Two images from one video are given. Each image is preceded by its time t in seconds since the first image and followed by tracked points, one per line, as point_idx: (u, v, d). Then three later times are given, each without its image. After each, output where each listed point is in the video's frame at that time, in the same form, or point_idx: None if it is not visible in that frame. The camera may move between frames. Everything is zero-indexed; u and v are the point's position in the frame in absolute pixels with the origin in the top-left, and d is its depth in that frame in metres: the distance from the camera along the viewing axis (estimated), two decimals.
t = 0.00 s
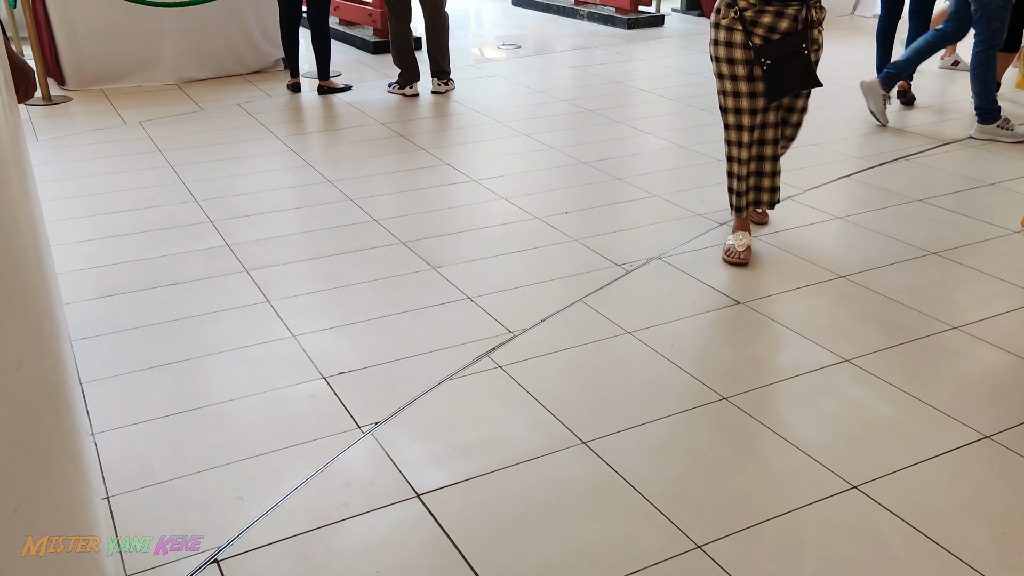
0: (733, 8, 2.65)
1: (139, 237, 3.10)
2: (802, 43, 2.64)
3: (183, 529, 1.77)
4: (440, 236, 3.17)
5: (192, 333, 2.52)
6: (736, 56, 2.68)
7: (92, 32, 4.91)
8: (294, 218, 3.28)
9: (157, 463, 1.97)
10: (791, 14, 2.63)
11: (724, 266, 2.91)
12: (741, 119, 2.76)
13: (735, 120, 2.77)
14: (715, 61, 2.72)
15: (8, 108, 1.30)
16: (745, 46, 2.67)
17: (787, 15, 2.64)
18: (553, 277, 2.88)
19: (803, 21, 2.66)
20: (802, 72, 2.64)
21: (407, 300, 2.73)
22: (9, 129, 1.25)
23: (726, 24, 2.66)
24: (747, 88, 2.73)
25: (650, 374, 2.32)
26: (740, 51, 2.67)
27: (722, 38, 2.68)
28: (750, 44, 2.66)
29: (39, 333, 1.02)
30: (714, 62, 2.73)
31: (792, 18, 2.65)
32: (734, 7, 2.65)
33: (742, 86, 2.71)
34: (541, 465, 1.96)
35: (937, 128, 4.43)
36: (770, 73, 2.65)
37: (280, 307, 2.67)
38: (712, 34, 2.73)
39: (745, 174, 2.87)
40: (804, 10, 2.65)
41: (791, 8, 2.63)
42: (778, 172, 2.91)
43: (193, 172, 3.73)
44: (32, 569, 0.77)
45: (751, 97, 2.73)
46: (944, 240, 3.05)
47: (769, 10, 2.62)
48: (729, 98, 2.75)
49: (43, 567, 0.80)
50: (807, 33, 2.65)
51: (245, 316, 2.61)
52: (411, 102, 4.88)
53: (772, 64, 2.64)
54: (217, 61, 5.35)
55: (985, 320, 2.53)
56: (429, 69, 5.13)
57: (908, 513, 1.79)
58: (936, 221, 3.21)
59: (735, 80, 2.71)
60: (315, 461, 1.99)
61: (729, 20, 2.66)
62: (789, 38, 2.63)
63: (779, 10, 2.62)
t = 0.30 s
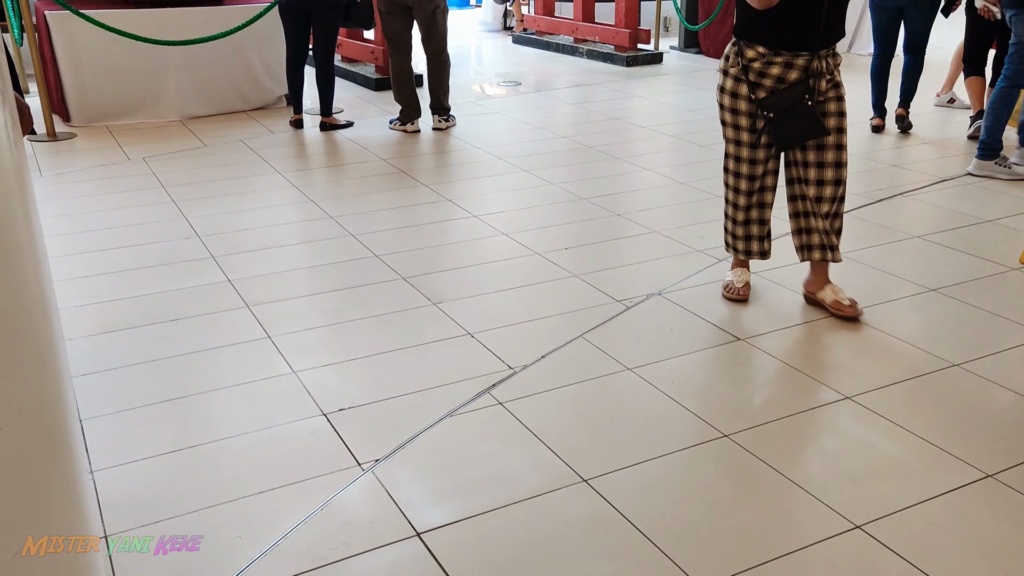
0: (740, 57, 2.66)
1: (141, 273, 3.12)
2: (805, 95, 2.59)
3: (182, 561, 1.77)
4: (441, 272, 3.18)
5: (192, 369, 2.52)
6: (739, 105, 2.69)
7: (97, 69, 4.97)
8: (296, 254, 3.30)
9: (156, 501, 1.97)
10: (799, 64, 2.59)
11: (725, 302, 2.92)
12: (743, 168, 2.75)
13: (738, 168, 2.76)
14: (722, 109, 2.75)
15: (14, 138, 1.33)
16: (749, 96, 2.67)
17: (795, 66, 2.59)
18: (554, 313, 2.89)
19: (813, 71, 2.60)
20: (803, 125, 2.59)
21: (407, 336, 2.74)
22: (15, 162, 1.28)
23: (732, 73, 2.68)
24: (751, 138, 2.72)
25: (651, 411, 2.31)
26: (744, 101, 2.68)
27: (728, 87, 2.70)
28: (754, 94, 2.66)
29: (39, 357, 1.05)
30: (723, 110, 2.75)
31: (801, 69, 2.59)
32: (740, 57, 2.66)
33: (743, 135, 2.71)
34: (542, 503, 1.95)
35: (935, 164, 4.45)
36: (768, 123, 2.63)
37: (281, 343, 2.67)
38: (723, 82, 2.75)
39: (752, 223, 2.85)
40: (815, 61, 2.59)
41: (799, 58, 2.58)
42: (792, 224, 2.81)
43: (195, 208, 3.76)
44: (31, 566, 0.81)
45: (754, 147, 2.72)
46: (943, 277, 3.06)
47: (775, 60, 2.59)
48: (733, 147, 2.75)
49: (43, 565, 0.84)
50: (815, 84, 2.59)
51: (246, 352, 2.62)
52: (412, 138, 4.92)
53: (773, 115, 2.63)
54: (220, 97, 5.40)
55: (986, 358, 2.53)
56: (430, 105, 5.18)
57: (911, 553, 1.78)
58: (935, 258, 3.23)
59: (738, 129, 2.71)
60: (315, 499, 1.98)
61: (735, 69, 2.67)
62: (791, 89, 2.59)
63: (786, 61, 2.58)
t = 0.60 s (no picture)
0: (776, 108, 2.56)
1: (141, 308, 3.12)
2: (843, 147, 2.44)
3: None
4: (441, 307, 3.18)
5: (191, 406, 2.51)
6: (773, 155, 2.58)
7: (101, 106, 5.01)
8: (296, 290, 3.30)
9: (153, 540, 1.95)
10: (835, 114, 2.45)
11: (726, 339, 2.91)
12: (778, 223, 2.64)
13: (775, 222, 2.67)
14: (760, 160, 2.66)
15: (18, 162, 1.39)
16: (784, 149, 2.56)
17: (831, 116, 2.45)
18: (553, 349, 2.88)
19: (852, 121, 2.45)
20: (836, 179, 2.44)
21: (407, 372, 2.73)
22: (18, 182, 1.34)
23: (769, 125, 2.59)
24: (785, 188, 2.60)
25: (652, 450, 2.30)
26: (778, 154, 2.58)
27: (764, 139, 2.61)
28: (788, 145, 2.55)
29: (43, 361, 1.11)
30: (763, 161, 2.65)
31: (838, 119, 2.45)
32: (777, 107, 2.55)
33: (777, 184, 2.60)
34: (542, 543, 1.94)
35: (933, 200, 4.48)
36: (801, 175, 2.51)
37: (281, 380, 2.66)
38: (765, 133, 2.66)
39: (789, 277, 2.75)
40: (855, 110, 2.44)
41: (834, 108, 2.44)
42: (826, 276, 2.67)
43: (196, 243, 3.77)
44: (31, 565, 0.90)
45: (788, 200, 2.62)
46: (943, 314, 3.06)
47: (809, 111, 2.47)
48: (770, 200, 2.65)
49: (42, 563, 0.93)
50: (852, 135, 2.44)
51: (245, 389, 2.61)
52: (412, 173, 4.95)
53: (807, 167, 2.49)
54: (222, 133, 5.44)
55: (986, 396, 2.53)
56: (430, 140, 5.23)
57: None
58: (934, 295, 3.23)
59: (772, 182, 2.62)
60: (313, 538, 1.96)
61: (771, 121, 2.58)
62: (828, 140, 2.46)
63: (820, 112, 2.46)
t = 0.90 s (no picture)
0: (806, 147, 2.36)
1: (140, 344, 3.12)
2: (883, 191, 2.30)
3: None
4: (440, 343, 3.18)
5: (188, 444, 2.49)
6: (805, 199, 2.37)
7: (103, 141, 5.04)
8: (295, 325, 3.30)
9: None
10: (869, 157, 2.30)
11: (725, 375, 2.91)
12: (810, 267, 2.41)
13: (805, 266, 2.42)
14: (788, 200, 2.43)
15: (20, 201, 1.43)
16: (817, 191, 2.35)
17: (866, 158, 2.30)
18: (552, 385, 2.88)
19: (888, 164, 2.30)
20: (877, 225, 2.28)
21: (404, 409, 2.72)
22: (20, 219, 1.38)
23: (798, 163, 2.38)
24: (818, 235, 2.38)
25: (652, 487, 2.28)
26: (812, 193, 2.35)
27: (793, 178, 2.39)
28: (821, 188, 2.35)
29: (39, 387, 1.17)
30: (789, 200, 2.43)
31: (872, 162, 2.30)
32: (807, 145, 2.36)
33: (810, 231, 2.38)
34: None
35: (930, 236, 4.49)
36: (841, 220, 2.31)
37: (279, 416, 2.65)
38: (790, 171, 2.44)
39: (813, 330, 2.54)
40: (890, 154, 2.30)
41: (868, 150, 2.29)
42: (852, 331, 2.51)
43: (195, 278, 3.78)
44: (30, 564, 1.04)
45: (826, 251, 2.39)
46: (942, 351, 3.06)
47: (844, 151, 2.30)
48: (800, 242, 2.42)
49: (40, 562, 1.07)
50: (891, 180, 2.30)
51: (243, 426, 2.60)
52: (412, 209, 4.97)
53: (846, 211, 2.30)
54: (223, 169, 5.47)
55: (986, 433, 2.52)
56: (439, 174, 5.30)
57: None
58: (932, 332, 3.23)
59: (804, 223, 2.38)
60: None
61: (801, 160, 2.38)
62: (867, 184, 2.30)
63: (853, 153, 2.30)
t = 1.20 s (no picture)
0: (829, 203, 2.14)
1: (138, 380, 3.11)
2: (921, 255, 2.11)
3: None
4: (440, 379, 3.17)
5: (185, 481, 2.47)
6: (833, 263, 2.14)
7: (104, 177, 5.07)
8: (294, 361, 3.29)
9: None
10: (900, 218, 2.09)
11: (725, 412, 2.90)
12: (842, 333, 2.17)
13: (832, 334, 2.19)
14: (808, 261, 2.19)
15: (22, 234, 1.50)
16: (846, 254, 2.13)
17: (898, 219, 2.10)
18: (552, 421, 2.86)
19: (920, 225, 2.11)
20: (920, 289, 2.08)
21: (403, 446, 2.70)
22: (19, 250, 1.44)
23: (819, 221, 2.16)
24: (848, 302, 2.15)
25: (653, 526, 2.26)
26: (840, 254, 2.12)
27: (815, 237, 2.17)
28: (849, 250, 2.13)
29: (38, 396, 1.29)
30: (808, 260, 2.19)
31: (904, 223, 2.10)
32: (830, 202, 2.14)
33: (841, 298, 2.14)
34: None
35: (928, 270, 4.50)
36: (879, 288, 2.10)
37: (277, 454, 2.64)
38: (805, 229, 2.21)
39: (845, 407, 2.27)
40: (922, 213, 2.12)
41: (900, 210, 2.09)
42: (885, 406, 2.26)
43: (195, 314, 3.77)
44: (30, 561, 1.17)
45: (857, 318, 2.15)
46: (943, 388, 3.05)
47: (874, 210, 2.09)
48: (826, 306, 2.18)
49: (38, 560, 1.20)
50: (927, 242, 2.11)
51: (240, 464, 2.58)
52: (412, 243, 4.98)
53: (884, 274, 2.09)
54: (224, 204, 5.50)
55: (988, 471, 2.50)
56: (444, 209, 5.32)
57: None
58: (933, 368, 3.22)
59: (834, 287, 2.14)
60: None
61: (824, 218, 2.15)
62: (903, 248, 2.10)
63: (883, 213, 2.09)
